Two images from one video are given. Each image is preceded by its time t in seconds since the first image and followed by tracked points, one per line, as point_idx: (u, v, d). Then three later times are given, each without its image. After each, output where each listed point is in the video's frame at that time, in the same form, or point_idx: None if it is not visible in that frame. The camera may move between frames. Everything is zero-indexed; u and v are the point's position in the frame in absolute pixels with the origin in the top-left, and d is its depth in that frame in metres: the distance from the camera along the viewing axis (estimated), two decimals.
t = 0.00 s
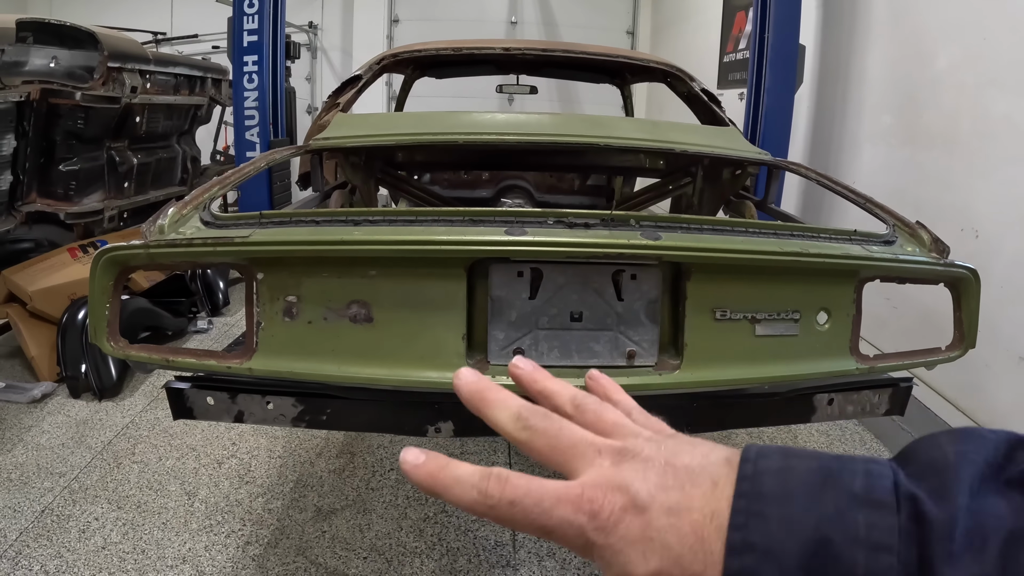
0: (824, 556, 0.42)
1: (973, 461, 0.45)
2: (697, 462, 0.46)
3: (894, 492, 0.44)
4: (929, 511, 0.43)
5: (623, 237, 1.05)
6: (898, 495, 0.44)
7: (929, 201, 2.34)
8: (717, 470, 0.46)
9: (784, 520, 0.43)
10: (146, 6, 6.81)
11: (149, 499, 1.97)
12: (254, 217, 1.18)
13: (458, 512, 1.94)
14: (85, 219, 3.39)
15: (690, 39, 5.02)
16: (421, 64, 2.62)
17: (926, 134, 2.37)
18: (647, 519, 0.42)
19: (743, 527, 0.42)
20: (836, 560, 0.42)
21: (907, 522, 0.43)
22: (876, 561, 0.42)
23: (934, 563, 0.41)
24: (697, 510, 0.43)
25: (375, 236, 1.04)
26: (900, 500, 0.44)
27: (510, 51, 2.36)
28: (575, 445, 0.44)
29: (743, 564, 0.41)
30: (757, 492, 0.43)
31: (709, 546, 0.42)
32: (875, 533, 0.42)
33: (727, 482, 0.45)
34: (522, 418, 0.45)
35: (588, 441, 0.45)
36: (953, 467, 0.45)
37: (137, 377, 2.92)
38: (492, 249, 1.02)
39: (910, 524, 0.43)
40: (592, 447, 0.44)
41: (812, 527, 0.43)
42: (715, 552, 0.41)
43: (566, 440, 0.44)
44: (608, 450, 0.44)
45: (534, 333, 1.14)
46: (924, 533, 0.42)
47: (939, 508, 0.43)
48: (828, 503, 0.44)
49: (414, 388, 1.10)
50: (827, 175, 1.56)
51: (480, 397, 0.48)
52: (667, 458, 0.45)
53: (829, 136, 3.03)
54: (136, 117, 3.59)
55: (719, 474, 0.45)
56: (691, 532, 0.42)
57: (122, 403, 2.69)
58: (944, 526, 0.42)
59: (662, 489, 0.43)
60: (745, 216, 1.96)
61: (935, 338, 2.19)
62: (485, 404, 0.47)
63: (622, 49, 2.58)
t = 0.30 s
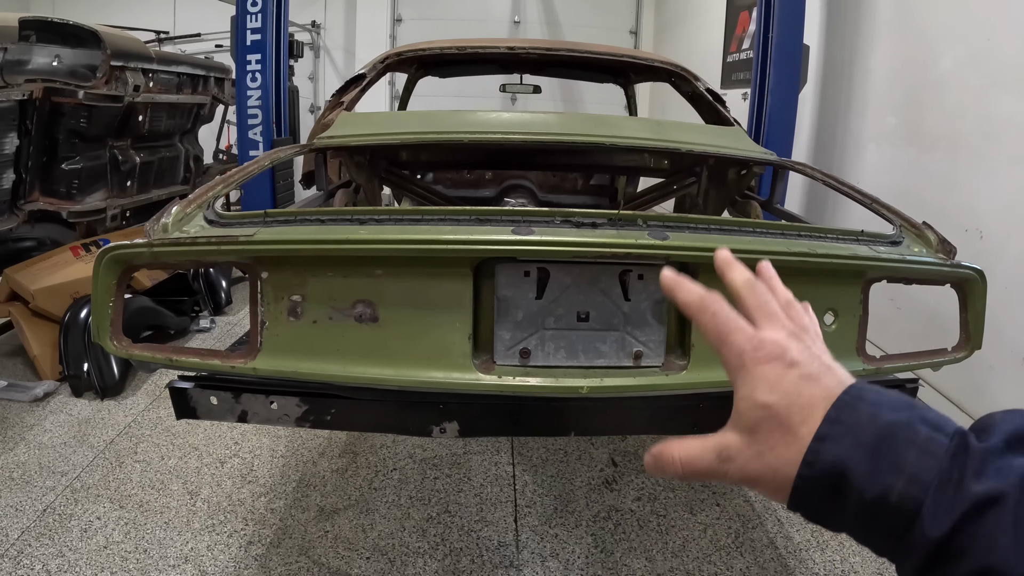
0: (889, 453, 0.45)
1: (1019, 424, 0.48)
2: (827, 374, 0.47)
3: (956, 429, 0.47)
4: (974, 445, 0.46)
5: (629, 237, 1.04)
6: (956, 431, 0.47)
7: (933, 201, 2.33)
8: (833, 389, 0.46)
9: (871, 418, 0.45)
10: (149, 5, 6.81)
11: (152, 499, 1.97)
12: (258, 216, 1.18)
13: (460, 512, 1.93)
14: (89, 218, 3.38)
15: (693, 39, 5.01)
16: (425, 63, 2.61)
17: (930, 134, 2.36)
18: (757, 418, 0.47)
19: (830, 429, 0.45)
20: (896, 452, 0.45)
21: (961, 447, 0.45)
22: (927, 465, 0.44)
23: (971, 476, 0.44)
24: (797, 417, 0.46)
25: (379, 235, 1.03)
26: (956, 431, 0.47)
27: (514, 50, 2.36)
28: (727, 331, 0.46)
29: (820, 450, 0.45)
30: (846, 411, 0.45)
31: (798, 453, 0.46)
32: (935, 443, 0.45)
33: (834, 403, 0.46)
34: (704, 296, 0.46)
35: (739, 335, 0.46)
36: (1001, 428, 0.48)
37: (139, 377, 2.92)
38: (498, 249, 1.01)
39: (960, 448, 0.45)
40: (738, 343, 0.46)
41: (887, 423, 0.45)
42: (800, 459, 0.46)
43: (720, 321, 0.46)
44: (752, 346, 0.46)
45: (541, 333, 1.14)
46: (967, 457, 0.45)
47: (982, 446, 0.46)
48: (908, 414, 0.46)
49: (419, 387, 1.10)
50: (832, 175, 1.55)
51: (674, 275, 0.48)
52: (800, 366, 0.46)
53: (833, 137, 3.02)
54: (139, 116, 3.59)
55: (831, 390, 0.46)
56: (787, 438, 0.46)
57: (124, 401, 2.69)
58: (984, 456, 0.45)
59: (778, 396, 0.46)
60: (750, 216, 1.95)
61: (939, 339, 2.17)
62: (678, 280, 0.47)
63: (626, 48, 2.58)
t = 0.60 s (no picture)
0: (872, 557, 0.48)
1: (1006, 517, 0.50)
2: (809, 481, 0.52)
3: (941, 527, 0.50)
4: (960, 544, 0.48)
5: (628, 233, 1.03)
6: (940, 530, 0.49)
7: (936, 200, 2.31)
8: (813, 496, 0.52)
9: (851, 526, 0.50)
10: (150, 2, 6.79)
11: (149, 498, 1.96)
12: (253, 212, 1.17)
13: (458, 513, 1.91)
14: (89, 216, 3.36)
15: (696, 37, 4.98)
16: (425, 61, 2.60)
17: (933, 132, 2.34)
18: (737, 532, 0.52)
19: (812, 538, 0.49)
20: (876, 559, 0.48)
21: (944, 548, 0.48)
22: (909, 569, 0.47)
23: None
24: (776, 530, 0.51)
25: (375, 232, 1.02)
26: (941, 531, 0.49)
27: (515, 47, 2.33)
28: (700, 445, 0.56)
29: (801, 559, 0.49)
30: (827, 519, 0.50)
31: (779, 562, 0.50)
32: (913, 548, 0.48)
33: (810, 512, 0.51)
34: (684, 417, 0.59)
35: (712, 446, 0.55)
36: (990, 522, 0.50)
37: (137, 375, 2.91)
38: (496, 245, 1.00)
39: (943, 551, 0.48)
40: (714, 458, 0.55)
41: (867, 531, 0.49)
42: (780, 568, 0.50)
43: (695, 436, 0.57)
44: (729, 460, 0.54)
45: (538, 331, 1.12)
46: (950, 558, 0.47)
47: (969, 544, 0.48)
48: (889, 519, 0.50)
49: (415, 386, 1.08)
50: (835, 174, 1.53)
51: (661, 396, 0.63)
52: (773, 478, 0.53)
53: (835, 135, 3.00)
54: (140, 114, 3.58)
55: (811, 497, 0.52)
56: (769, 547, 0.51)
57: (122, 400, 2.67)
58: (973, 556, 0.47)
59: (753, 508, 0.52)
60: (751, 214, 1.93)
61: (942, 339, 2.15)
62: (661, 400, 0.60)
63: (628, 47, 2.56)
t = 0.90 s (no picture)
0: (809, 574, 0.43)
1: (965, 512, 0.44)
2: (722, 478, 0.46)
3: (887, 530, 0.44)
4: (911, 551, 0.43)
5: (627, 229, 1.03)
6: (889, 534, 0.44)
7: (937, 198, 2.30)
8: (731, 495, 0.45)
9: (780, 536, 0.44)
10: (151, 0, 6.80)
11: (150, 495, 1.96)
12: (252, 208, 1.17)
13: (457, 510, 1.91)
14: (89, 215, 3.35)
15: (696, 36, 4.98)
16: (425, 59, 2.60)
17: (935, 131, 2.33)
18: (643, 542, 0.45)
19: (735, 553, 0.43)
20: None
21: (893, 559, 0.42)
22: None
23: None
24: (689, 540, 0.44)
25: (374, 227, 1.02)
26: (889, 537, 0.44)
27: (515, 45, 2.32)
28: (598, 440, 0.48)
29: None
30: (751, 528, 0.44)
31: None
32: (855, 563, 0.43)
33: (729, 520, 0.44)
34: (581, 407, 0.50)
35: (611, 442, 0.47)
36: (946, 521, 0.44)
37: (138, 373, 2.91)
38: (495, 240, 1.00)
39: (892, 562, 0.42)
40: (615, 457, 0.47)
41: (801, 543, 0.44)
42: None
43: (593, 430, 0.48)
44: (632, 458, 0.47)
45: (537, 327, 1.12)
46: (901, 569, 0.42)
47: (926, 554, 0.42)
48: (827, 526, 0.44)
49: (413, 382, 1.08)
50: (835, 171, 1.52)
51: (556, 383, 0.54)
52: (685, 479, 0.46)
53: (836, 134, 3.00)
54: (141, 112, 3.56)
55: (727, 497, 0.45)
56: (679, 562, 0.44)
57: (123, 398, 2.68)
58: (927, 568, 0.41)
59: (662, 515, 0.45)
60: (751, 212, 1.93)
61: (942, 338, 2.15)
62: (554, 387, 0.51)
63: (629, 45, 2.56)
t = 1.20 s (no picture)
0: None
1: (868, 543, 0.56)
2: (663, 525, 0.64)
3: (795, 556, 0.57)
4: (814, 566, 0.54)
5: (628, 224, 1.04)
6: (796, 558, 0.56)
7: (938, 196, 2.31)
8: (671, 536, 0.63)
9: (705, 562, 0.59)
10: None
11: (152, 491, 1.97)
12: (256, 203, 1.18)
13: (459, 507, 1.92)
14: (93, 213, 3.37)
15: (698, 34, 4.98)
16: (427, 57, 2.60)
17: (936, 130, 2.33)
18: None
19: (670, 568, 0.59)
20: None
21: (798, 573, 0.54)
22: None
23: None
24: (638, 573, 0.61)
25: (378, 222, 1.03)
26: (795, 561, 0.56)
27: (517, 43, 2.33)
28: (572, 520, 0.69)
29: None
30: (683, 557, 0.60)
31: None
32: None
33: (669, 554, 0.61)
34: (562, 502, 0.73)
35: (580, 516, 0.69)
36: (852, 546, 0.56)
37: (140, 370, 2.92)
38: (498, 235, 1.01)
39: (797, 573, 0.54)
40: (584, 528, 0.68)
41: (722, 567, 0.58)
42: None
43: (569, 515, 0.70)
44: (597, 524, 0.67)
45: (540, 322, 1.13)
46: None
47: (823, 564, 0.54)
48: (746, 555, 0.58)
49: (416, 376, 1.09)
50: (836, 168, 1.53)
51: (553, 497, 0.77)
52: (636, 532, 0.64)
53: (837, 132, 3.00)
54: (143, 111, 3.58)
55: (667, 537, 0.63)
56: None
57: (125, 395, 2.69)
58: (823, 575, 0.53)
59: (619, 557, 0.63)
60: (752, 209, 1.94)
61: (943, 335, 2.16)
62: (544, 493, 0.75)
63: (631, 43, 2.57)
